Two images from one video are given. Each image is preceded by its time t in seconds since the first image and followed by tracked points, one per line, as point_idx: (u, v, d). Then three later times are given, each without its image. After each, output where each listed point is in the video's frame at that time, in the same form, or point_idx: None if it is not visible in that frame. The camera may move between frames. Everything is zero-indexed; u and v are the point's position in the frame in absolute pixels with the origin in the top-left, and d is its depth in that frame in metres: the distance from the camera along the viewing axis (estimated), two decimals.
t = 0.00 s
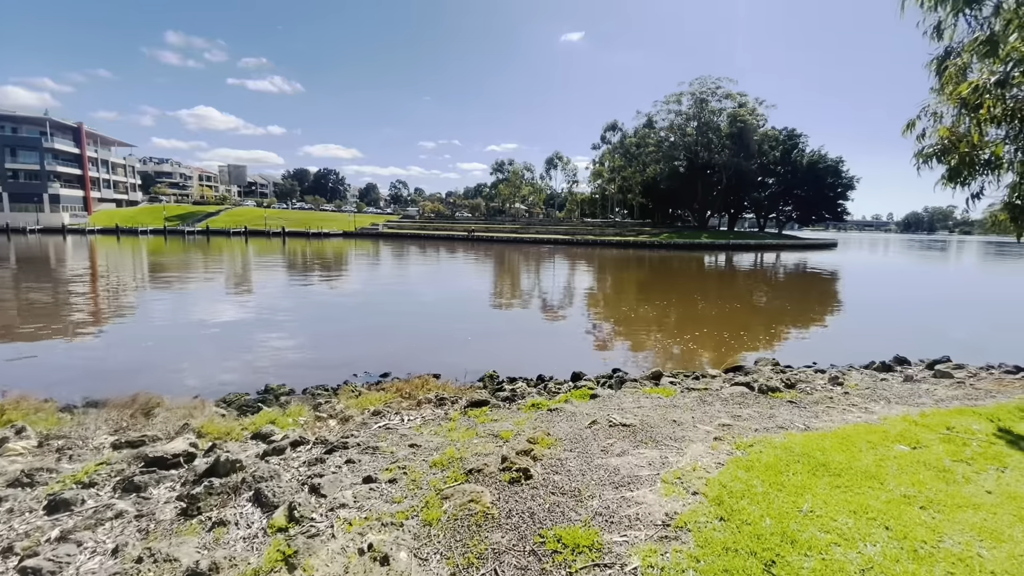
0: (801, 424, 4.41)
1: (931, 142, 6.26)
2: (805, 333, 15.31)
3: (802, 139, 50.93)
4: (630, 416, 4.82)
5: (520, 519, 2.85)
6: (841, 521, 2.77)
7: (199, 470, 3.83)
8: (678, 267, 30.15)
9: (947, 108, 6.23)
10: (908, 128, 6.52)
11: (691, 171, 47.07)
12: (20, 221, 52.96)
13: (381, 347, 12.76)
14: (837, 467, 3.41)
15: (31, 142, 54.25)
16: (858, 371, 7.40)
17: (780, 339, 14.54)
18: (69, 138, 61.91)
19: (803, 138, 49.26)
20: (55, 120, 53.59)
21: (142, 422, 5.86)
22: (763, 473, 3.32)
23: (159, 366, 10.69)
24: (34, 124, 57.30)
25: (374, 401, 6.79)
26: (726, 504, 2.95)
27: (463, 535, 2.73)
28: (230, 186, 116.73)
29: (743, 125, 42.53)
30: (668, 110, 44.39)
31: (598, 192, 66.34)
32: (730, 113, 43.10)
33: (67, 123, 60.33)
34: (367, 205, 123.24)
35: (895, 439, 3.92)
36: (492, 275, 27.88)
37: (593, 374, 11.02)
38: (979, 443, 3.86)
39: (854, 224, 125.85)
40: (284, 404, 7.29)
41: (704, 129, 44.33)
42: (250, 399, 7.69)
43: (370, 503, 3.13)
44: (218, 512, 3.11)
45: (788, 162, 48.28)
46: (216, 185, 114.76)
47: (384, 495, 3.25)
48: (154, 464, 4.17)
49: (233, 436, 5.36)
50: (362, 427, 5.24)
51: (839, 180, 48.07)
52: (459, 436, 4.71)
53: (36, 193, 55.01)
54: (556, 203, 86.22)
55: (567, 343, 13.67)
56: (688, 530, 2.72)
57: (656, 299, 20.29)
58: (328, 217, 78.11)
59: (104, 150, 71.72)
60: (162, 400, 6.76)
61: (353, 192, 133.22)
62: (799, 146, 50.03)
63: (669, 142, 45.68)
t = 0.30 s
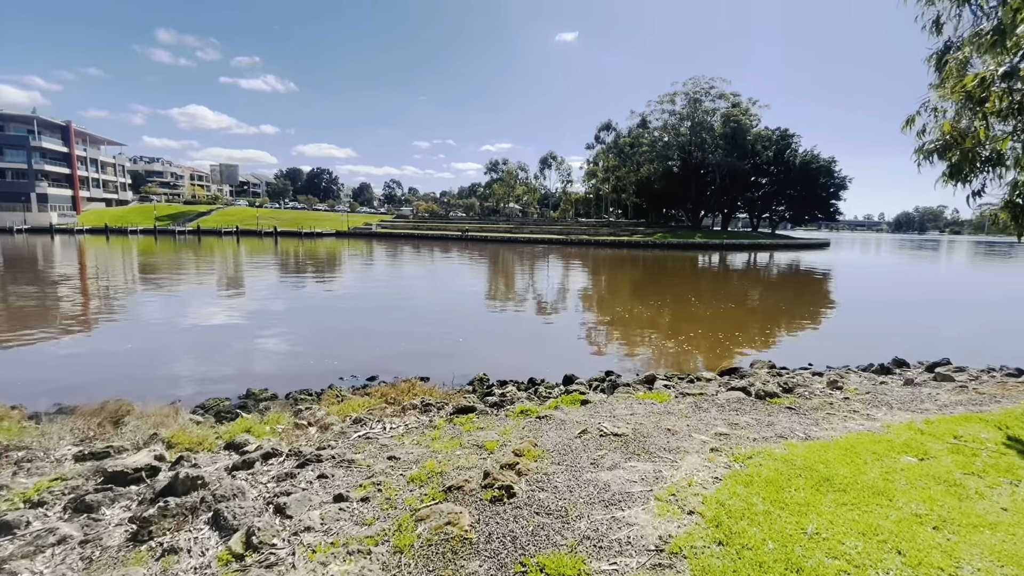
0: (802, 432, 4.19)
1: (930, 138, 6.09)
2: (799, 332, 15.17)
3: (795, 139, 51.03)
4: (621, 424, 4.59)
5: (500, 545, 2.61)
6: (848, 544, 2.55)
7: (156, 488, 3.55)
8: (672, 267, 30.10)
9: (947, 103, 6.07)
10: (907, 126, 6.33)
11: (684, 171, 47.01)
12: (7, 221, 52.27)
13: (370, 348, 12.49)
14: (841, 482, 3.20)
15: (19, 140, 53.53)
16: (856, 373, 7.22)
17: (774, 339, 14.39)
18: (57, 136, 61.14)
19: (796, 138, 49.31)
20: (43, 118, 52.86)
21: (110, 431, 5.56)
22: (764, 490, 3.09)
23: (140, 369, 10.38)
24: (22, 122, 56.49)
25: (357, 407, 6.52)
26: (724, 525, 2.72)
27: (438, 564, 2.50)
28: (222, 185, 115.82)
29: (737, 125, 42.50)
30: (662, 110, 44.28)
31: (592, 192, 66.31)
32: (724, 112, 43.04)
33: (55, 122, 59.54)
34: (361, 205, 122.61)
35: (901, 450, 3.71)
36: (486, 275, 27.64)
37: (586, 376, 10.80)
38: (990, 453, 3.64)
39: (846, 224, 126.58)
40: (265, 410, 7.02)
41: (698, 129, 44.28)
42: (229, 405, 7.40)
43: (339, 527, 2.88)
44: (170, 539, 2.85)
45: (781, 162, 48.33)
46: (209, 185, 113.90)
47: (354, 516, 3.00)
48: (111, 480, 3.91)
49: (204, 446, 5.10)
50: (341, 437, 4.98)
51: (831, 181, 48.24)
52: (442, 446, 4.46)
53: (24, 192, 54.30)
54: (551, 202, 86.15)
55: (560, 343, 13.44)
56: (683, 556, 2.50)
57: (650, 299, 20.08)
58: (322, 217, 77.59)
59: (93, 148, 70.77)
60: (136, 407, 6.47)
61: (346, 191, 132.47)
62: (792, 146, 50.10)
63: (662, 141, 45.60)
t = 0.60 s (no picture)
0: (805, 445, 3.94)
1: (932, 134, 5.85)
2: (794, 332, 14.99)
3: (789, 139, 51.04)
4: (613, 437, 4.32)
5: None
6: None
7: (105, 513, 3.26)
8: (667, 267, 29.92)
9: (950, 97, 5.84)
10: (909, 121, 6.10)
11: (679, 171, 46.87)
12: None
13: (358, 351, 12.18)
14: (850, 503, 2.94)
15: (7, 139, 52.84)
16: (857, 377, 6.99)
17: (770, 339, 14.17)
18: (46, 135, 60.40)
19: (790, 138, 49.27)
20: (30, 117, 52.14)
21: (74, 443, 5.27)
22: (766, 513, 2.83)
23: (120, 374, 10.05)
24: (10, 121, 55.75)
25: (339, 415, 6.23)
26: (721, 556, 2.47)
27: None
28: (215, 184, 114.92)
29: (731, 125, 42.36)
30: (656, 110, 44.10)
31: (587, 191, 66.18)
32: (718, 112, 42.89)
33: (43, 121, 58.77)
34: (355, 204, 121.96)
35: (912, 465, 3.46)
36: (481, 275, 27.34)
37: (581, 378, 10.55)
38: (1007, 469, 3.39)
39: (840, 224, 126.97)
40: (242, 418, 6.72)
41: (692, 129, 44.12)
42: (205, 413, 7.10)
43: (297, 561, 2.59)
44: None
45: (775, 162, 48.27)
46: (201, 184, 112.99)
47: (315, 549, 2.71)
48: (59, 503, 3.60)
49: (171, 460, 4.80)
50: (317, 449, 4.69)
51: (824, 181, 48.32)
52: (423, 461, 4.17)
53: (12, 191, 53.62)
54: (546, 202, 85.96)
55: (554, 343, 13.20)
56: None
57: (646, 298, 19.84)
58: (315, 216, 77.06)
59: (83, 147, 69.90)
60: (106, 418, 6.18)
61: (341, 190, 131.59)
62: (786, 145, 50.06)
63: (657, 141, 45.41)
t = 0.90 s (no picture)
0: (807, 455, 3.69)
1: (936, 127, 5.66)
2: (790, 332, 14.81)
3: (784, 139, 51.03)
4: (603, 446, 4.07)
5: None
6: None
7: (44, 536, 2.99)
8: (663, 266, 29.75)
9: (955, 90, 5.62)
10: (912, 115, 5.87)
11: (675, 171, 46.72)
12: None
13: (349, 351, 11.91)
14: (857, 521, 2.70)
15: None
16: (857, 380, 6.76)
17: (766, 339, 13.97)
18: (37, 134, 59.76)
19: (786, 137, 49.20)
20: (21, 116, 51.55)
21: (34, 452, 4.98)
22: (767, 534, 2.58)
23: (101, 376, 9.77)
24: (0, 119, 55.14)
25: (319, 421, 5.96)
26: None
27: None
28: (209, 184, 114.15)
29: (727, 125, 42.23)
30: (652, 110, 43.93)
31: (583, 191, 66.00)
32: (714, 112, 42.74)
33: (35, 119, 58.14)
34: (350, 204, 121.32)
35: (923, 478, 3.21)
36: (476, 275, 27.09)
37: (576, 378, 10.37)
38: None
39: (834, 224, 127.29)
40: (219, 424, 6.44)
41: (688, 128, 43.99)
42: (181, 419, 6.83)
43: None
44: None
45: (771, 162, 48.17)
46: (196, 184, 112.25)
47: None
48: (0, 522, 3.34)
49: (134, 471, 4.52)
50: (290, 459, 4.41)
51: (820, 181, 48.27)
52: (401, 473, 3.91)
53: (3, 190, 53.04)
54: (542, 201, 85.75)
55: (549, 343, 13.00)
56: None
57: (641, 298, 19.64)
58: (310, 216, 76.60)
59: (75, 146, 69.22)
60: (76, 424, 5.90)
61: (336, 190, 131.00)
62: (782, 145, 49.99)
63: (653, 141, 45.24)
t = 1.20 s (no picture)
0: (807, 472, 3.45)
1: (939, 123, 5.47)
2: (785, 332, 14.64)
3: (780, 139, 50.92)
4: (591, 460, 3.82)
5: None
6: None
7: None
8: (659, 267, 29.59)
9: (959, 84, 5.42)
10: (915, 110, 5.67)
11: (671, 171, 46.54)
12: None
13: (338, 352, 11.64)
14: (863, 550, 2.47)
15: None
16: (858, 385, 6.53)
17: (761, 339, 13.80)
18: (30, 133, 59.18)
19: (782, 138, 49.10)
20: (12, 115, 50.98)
21: None
22: (763, 566, 2.35)
23: (79, 378, 9.48)
24: None
25: (298, 430, 5.70)
26: None
27: None
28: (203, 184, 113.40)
29: (723, 125, 42.05)
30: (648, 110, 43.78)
31: (580, 191, 65.76)
32: (711, 112, 42.58)
33: (27, 118, 57.56)
34: (346, 204, 120.77)
35: (933, 498, 2.98)
36: (472, 275, 26.83)
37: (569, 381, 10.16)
38: None
39: (830, 225, 127.34)
40: (193, 433, 6.18)
41: (685, 128, 43.83)
42: (156, 429, 6.55)
43: None
44: None
45: (767, 162, 48.05)
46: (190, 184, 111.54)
47: None
48: None
49: (93, 488, 4.26)
50: (259, 473, 4.15)
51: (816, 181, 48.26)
52: (374, 491, 3.65)
53: None
54: (538, 201, 85.55)
55: (545, 345, 12.78)
56: None
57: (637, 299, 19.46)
58: (306, 216, 76.12)
59: (68, 145, 68.58)
60: (41, 434, 5.62)
61: (332, 190, 130.33)
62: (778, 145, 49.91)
63: (650, 141, 45.07)
